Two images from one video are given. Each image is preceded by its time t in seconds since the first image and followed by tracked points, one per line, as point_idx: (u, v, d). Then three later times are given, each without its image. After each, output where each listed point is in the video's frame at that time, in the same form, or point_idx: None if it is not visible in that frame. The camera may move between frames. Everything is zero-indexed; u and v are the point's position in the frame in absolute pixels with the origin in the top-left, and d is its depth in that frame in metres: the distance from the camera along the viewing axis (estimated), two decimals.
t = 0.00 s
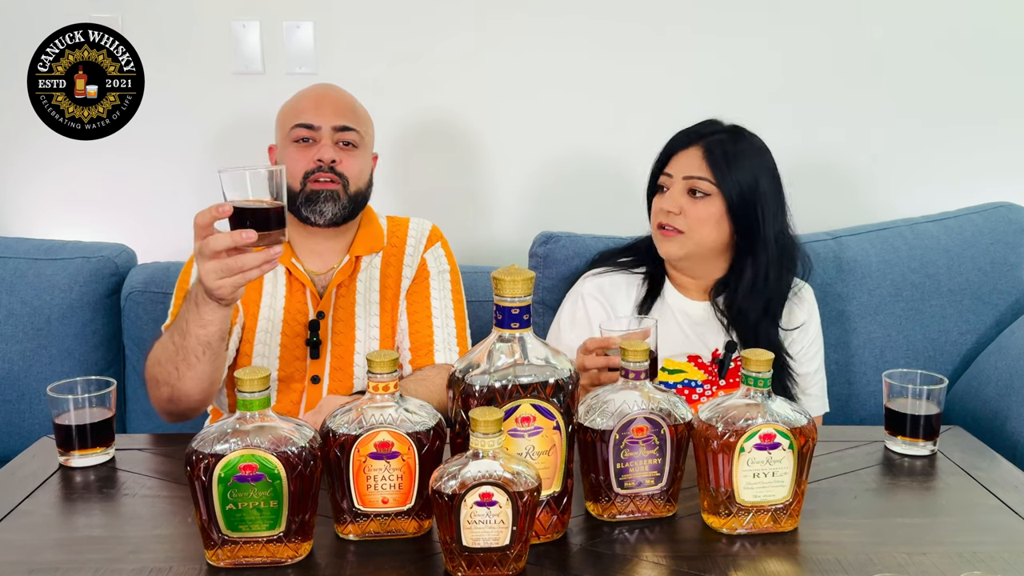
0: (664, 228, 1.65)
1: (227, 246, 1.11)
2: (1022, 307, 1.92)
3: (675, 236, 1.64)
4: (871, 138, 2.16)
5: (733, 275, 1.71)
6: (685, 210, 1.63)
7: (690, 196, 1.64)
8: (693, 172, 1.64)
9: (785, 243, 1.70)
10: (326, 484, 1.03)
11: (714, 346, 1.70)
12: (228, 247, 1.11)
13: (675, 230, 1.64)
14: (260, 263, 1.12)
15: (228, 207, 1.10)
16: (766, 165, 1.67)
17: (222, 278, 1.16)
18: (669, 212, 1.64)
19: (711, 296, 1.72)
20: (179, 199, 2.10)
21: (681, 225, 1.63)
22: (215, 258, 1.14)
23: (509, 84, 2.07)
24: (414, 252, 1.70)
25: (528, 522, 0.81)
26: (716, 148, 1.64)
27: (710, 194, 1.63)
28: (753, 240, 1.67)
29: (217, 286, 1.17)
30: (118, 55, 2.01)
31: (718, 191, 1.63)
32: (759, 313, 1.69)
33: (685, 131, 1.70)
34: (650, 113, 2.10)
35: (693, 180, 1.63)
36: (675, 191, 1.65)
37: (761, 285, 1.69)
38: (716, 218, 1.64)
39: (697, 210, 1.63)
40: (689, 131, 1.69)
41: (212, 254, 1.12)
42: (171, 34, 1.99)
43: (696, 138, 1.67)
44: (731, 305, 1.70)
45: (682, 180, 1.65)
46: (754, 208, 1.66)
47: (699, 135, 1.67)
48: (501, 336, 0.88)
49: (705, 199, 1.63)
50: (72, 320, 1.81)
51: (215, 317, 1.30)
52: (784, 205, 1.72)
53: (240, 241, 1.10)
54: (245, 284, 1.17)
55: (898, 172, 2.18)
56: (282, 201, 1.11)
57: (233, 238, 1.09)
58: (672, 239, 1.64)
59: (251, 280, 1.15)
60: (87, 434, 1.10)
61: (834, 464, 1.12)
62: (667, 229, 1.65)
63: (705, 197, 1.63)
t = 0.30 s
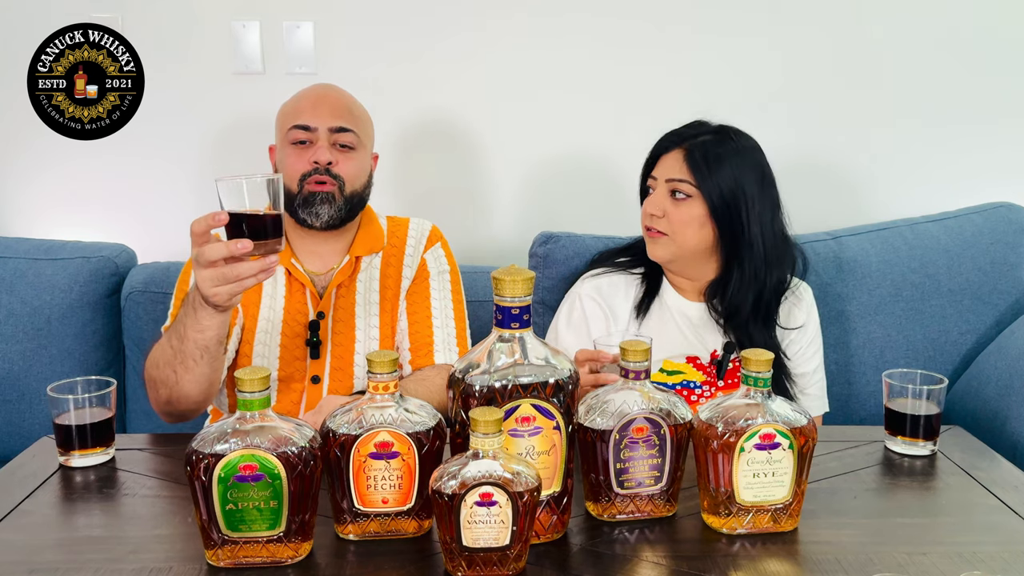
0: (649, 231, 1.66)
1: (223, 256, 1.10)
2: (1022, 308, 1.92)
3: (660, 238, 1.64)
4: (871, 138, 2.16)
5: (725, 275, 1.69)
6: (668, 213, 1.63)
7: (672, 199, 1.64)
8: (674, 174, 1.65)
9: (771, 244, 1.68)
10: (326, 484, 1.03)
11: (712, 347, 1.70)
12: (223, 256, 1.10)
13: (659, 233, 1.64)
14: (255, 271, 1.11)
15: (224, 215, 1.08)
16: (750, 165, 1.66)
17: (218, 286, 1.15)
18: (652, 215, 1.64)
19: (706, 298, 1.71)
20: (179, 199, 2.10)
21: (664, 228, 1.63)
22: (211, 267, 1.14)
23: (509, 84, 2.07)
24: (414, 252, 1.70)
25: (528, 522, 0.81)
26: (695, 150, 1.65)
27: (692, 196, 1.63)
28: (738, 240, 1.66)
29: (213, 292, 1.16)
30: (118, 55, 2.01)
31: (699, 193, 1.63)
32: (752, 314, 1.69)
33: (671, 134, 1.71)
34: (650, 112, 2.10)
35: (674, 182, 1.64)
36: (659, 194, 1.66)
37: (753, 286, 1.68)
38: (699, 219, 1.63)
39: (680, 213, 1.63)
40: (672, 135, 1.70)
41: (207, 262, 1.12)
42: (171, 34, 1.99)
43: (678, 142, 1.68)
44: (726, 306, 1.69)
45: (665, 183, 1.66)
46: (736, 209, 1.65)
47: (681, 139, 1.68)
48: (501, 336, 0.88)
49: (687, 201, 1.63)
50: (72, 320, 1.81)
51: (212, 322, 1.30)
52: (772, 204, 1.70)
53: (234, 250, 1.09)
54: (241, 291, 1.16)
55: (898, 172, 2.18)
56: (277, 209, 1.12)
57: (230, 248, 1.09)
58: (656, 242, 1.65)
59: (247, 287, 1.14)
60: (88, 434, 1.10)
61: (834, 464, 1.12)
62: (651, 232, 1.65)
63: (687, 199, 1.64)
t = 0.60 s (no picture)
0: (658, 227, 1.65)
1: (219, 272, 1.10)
2: (1022, 307, 1.92)
3: (668, 235, 1.63)
4: (871, 138, 2.16)
5: (722, 274, 1.69)
6: (677, 209, 1.63)
7: (682, 195, 1.64)
8: (685, 171, 1.64)
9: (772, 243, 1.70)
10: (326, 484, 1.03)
11: (710, 348, 1.70)
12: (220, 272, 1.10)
13: (667, 229, 1.63)
14: (251, 288, 1.12)
15: (223, 234, 1.08)
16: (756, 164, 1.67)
17: (213, 300, 1.15)
18: (662, 211, 1.64)
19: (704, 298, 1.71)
20: (178, 199, 2.10)
21: (674, 225, 1.63)
22: (207, 281, 1.14)
23: (509, 83, 2.07)
24: (412, 256, 1.70)
25: (528, 522, 0.81)
26: (707, 147, 1.64)
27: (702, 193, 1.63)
28: (742, 238, 1.67)
29: (207, 308, 1.16)
30: (118, 55, 2.01)
31: (710, 190, 1.63)
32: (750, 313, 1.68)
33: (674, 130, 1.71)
34: (650, 112, 2.10)
35: (685, 178, 1.64)
36: (668, 190, 1.65)
37: (750, 285, 1.68)
38: (709, 217, 1.64)
39: (690, 210, 1.62)
40: (679, 130, 1.69)
41: (203, 277, 1.12)
42: (171, 34, 1.99)
43: (688, 137, 1.67)
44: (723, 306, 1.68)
45: (675, 179, 1.65)
46: (743, 207, 1.65)
47: (691, 134, 1.67)
48: (501, 336, 0.88)
49: (697, 198, 1.63)
50: (72, 321, 1.81)
51: (203, 334, 1.31)
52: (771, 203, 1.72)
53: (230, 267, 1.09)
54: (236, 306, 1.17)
55: (898, 172, 2.18)
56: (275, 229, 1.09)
57: (225, 265, 1.09)
58: (665, 238, 1.64)
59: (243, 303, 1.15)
60: (87, 434, 1.10)
61: (834, 464, 1.12)
62: (660, 228, 1.64)
63: (697, 196, 1.63)
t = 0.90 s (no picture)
0: (698, 229, 1.63)
1: (213, 307, 1.13)
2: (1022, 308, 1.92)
3: (709, 238, 1.63)
4: (871, 138, 2.16)
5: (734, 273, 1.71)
6: (719, 213, 1.63)
7: (724, 198, 1.64)
8: (729, 174, 1.64)
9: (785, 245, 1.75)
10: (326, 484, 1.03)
11: (710, 348, 1.70)
12: (214, 308, 1.13)
13: (708, 233, 1.63)
14: (243, 323, 1.14)
15: (216, 273, 1.11)
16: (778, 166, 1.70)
17: (204, 333, 1.16)
18: (707, 214, 1.63)
19: (712, 297, 1.73)
20: (178, 199, 2.10)
21: (717, 228, 1.63)
22: (198, 315, 1.15)
23: (509, 83, 2.07)
24: (410, 257, 1.69)
25: (528, 522, 0.81)
26: (749, 151, 1.64)
27: (743, 197, 1.65)
28: (770, 241, 1.70)
29: (198, 339, 1.17)
30: (118, 55, 2.01)
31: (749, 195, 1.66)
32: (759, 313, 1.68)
33: (704, 126, 1.67)
34: (649, 112, 2.10)
35: (729, 182, 1.64)
36: (709, 192, 1.64)
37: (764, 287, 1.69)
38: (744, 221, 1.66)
39: (732, 213, 1.64)
40: (714, 128, 1.66)
41: (196, 312, 1.14)
42: (171, 34, 1.99)
43: (729, 138, 1.65)
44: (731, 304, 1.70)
45: (717, 182, 1.64)
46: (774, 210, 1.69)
47: (730, 135, 1.65)
48: (501, 336, 0.88)
49: (737, 202, 1.65)
50: (72, 321, 1.81)
51: (193, 363, 1.40)
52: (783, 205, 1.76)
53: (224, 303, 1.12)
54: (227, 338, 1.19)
55: (898, 172, 2.18)
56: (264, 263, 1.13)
57: (219, 302, 1.12)
58: (705, 241, 1.63)
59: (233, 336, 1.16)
60: (87, 433, 1.10)
61: (834, 464, 1.12)
62: (700, 230, 1.63)
63: (737, 200, 1.65)
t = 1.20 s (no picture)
0: (714, 233, 1.64)
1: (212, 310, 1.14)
2: (1022, 308, 1.92)
3: (725, 242, 1.64)
4: (871, 138, 2.16)
5: (739, 275, 1.72)
6: (736, 218, 1.64)
7: (740, 203, 1.65)
8: (745, 179, 1.65)
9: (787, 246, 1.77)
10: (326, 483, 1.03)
11: (710, 348, 1.70)
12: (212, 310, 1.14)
13: (723, 237, 1.64)
14: (239, 328, 1.13)
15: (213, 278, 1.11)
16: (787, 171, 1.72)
17: (199, 336, 1.16)
18: (724, 219, 1.63)
19: (714, 297, 1.74)
20: (178, 199, 2.10)
21: (732, 232, 1.64)
22: (196, 319, 1.15)
23: (508, 83, 2.06)
24: (405, 251, 1.69)
25: (528, 522, 0.81)
26: (765, 156, 1.65)
27: (756, 202, 1.67)
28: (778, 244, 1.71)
29: (194, 343, 1.17)
30: (118, 55, 2.01)
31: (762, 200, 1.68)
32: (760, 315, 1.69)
33: (722, 128, 1.66)
34: (649, 112, 2.10)
35: (745, 187, 1.65)
36: (725, 196, 1.64)
37: (767, 290, 1.70)
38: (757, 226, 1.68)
39: (747, 219, 1.65)
40: (730, 131, 1.66)
41: (193, 314, 1.15)
42: (171, 33, 1.99)
43: (746, 142, 1.65)
44: (732, 305, 1.71)
45: (733, 187, 1.64)
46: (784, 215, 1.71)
47: (747, 139, 1.65)
48: (501, 336, 0.88)
49: (752, 208, 1.66)
50: (72, 321, 1.81)
51: (185, 367, 1.40)
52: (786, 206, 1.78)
53: (222, 307, 1.12)
54: (223, 342, 1.18)
55: (898, 172, 2.18)
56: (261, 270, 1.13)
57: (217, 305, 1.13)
58: (719, 245, 1.64)
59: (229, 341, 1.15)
60: (87, 434, 1.10)
61: (834, 464, 1.12)
62: (716, 234, 1.64)
63: (751, 205, 1.66)
